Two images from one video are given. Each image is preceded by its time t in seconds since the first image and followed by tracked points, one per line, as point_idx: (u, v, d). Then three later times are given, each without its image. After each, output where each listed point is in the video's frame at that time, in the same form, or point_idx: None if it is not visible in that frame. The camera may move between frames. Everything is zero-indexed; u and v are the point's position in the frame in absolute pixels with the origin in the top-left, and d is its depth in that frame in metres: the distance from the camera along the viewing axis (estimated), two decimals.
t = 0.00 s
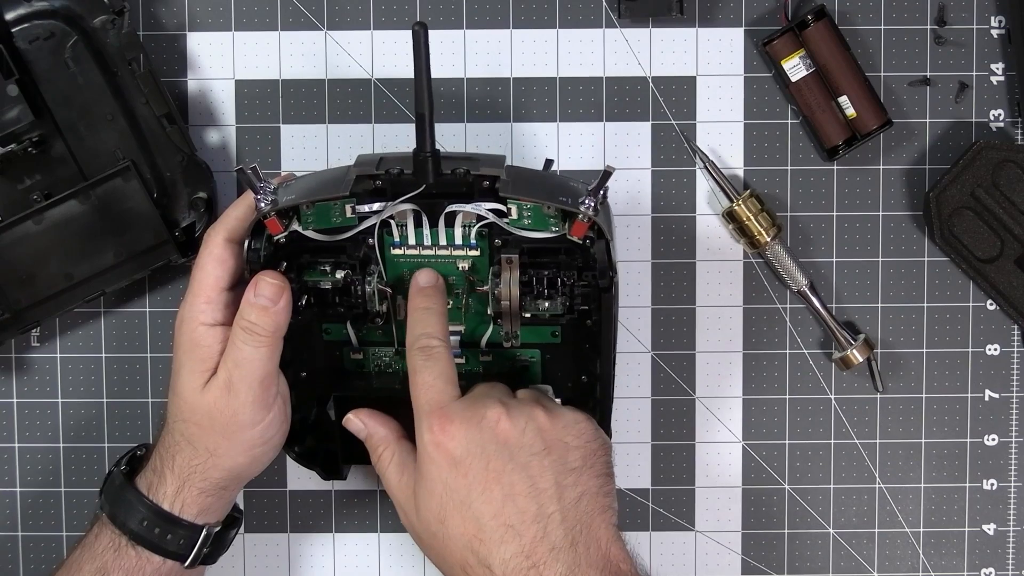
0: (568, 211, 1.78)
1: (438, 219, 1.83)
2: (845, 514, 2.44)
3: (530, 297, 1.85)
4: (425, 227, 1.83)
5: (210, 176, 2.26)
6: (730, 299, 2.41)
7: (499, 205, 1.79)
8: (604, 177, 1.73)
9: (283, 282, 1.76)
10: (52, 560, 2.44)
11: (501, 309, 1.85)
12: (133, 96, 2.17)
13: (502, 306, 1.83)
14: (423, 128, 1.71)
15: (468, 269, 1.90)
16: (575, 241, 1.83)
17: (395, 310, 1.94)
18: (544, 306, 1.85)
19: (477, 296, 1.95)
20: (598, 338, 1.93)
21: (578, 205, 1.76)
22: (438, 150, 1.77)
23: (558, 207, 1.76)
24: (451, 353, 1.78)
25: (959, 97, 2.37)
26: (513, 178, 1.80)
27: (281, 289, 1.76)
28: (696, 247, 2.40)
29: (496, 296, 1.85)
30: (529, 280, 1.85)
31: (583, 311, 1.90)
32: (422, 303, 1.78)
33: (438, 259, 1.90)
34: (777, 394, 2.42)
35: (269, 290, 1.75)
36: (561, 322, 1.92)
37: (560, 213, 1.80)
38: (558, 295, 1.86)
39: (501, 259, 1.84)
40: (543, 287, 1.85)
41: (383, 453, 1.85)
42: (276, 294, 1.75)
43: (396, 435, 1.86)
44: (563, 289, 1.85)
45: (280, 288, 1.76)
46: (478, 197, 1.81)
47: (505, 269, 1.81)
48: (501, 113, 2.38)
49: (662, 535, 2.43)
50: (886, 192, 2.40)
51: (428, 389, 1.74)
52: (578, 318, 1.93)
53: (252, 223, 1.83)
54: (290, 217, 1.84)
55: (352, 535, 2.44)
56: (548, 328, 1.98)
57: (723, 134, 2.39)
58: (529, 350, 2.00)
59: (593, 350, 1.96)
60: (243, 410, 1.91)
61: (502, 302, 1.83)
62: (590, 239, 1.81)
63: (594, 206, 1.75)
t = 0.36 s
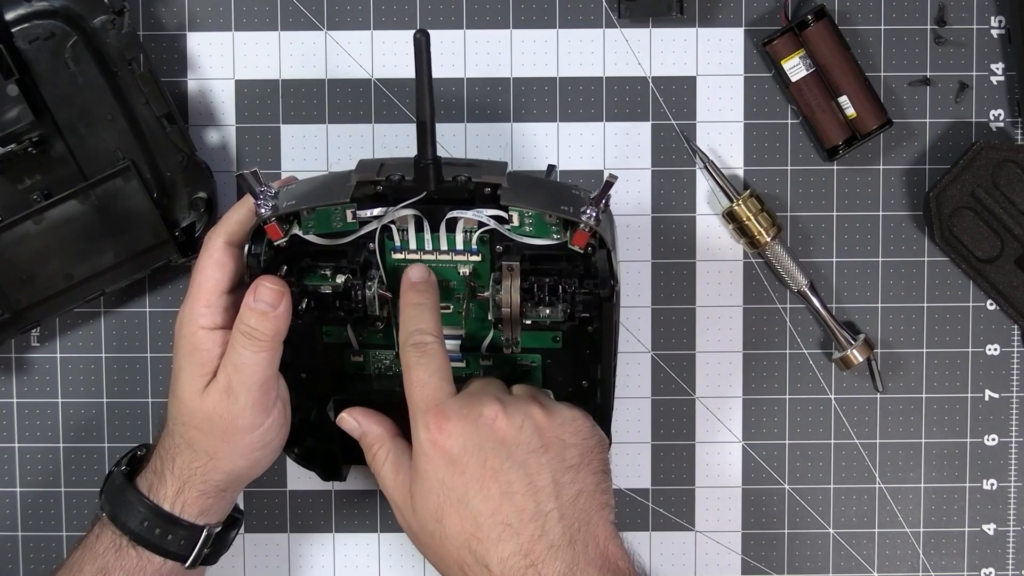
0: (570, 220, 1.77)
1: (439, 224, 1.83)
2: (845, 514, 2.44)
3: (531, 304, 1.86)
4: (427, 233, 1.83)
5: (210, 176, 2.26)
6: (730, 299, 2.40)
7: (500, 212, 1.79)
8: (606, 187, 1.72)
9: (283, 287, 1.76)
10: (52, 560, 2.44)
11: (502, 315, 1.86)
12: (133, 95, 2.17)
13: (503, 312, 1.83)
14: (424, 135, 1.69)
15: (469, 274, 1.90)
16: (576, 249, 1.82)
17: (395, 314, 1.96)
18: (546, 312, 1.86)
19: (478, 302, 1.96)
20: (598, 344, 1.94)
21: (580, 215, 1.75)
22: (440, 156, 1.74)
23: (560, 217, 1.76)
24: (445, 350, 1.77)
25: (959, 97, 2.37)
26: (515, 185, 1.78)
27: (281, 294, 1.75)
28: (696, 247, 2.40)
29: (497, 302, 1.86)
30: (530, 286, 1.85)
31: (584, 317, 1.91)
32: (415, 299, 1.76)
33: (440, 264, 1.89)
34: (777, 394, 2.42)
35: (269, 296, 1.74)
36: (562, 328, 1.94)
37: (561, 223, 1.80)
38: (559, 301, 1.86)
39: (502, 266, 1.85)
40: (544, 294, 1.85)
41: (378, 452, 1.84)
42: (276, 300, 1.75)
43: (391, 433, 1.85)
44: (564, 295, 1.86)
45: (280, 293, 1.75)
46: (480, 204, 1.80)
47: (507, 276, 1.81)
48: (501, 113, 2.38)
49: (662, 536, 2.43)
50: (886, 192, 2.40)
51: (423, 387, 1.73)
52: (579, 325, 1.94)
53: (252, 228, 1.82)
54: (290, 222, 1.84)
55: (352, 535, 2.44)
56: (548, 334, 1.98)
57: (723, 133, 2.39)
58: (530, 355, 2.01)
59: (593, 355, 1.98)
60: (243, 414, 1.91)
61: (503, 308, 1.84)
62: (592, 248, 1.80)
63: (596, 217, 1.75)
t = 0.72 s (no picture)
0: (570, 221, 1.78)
1: (439, 224, 1.83)
2: (845, 514, 2.43)
3: (531, 304, 1.85)
4: (427, 233, 1.84)
5: (209, 176, 2.27)
6: (730, 299, 2.40)
7: (500, 212, 1.80)
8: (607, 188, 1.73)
9: (283, 288, 1.76)
10: (51, 560, 2.44)
11: (502, 316, 1.84)
12: (133, 95, 2.17)
13: (503, 313, 1.82)
14: (425, 136, 1.69)
15: (469, 274, 1.90)
16: (576, 250, 1.83)
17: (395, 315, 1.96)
18: (546, 313, 1.85)
19: (478, 302, 1.96)
20: (598, 343, 1.95)
21: (581, 216, 1.75)
22: (440, 157, 1.74)
23: (561, 218, 1.75)
24: (433, 348, 1.78)
25: (959, 97, 2.37)
26: (516, 185, 1.78)
27: (281, 295, 1.75)
28: (696, 247, 2.40)
29: (497, 303, 1.85)
30: (530, 287, 1.84)
31: (584, 318, 1.92)
32: (403, 298, 1.76)
33: (440, 265, 1.89)
34: (777, 394, 2.42)
35: (268, 296, 1.74)
36: (562, 329, 1.94)
37: (562, 224, 1.80)
38: (559, 302, 1.85)
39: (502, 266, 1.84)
40: (544, 295, 1.84)
41: (367, 452, 1.84)
42: (275, 300, 1.75)
43: (380, 432, 1.85)
44: (564, 296, 1.85)
45: (280, 294, 1.75)
46: (480, 205, 1.81)
47: (507, 277, 1.81)
48: (501, 113, 2.38)
49: (662, 536, 2.43)
50: (886, 192, 2.40)
51: (410, 386, 1.74)
52: (579, 325, 1.94)
53: (252, 228, 1.82)
54: (290, 222, 1.84)
55: (352, 535, 2.44)
56: (548, 335, 1.98)
57: (723, 133, 2.39)
58: (530, 355, 2.01)
59: (593, 355, 1.98)
60: (243, 414, 1.91)
61: (503, 309, 1.83)
62: (592, 250, 1.81)
63: (596, 217, 1.75)
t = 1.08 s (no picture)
0: (571, 221, 1.78)
1: (439, 225, 1.84)
2: (845, 514, 2.44)
3: (531, 304, 1.84)
4: (427, 233, 1.84)
5: (210, 176, 2.27)
6: (730, 299, 2.41)
7: (501, 212, 1.80)
8: (607, 187, 1.73)
9: (284, 287, 1.76)
10: (51, 560, 2.44)
11: (503, 316, 1.84)
12: (134, 95, 2.17)
13: (504, 313, 1.82)
14: (425, 135, 1.69)
15: (469, 274, 1.90)
16: (577, 250, 1.83)
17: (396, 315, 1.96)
18: (546, 313, 1.85)
19: (478, 302, 1.96)
20: (599, 343, 1.95)
21: (581, 216, 1.75)
22: (441, 157, 1.74)
23: (561, 218, 1.75)
24: (437, 345, 1.78)
25: (959, 97, 2.37)
26: (516, 186, 1.78)
27: (282, 295, 1.75)
28: (696, 247, 2.40)
29: (498, 303, 1.85)
30: (530, 287, 1.84)
31: (584, 318, 1.91)
32: (407, 295, 1.78)
33: (440, 265, 1.89)
34: (777, 393, 2.42)
35: (268, 296, 1.74)
36: (562, 329, 1.94)
37: (562, 223, 1.81)
38: (560, 302, 1.84)
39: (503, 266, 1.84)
40: (544, 295, 1.84)
41: (371, 449, 1.84)
42: (276, 300, 1.75)
43: (384, 428, 1.86)
44: (564, 296, 1.84)
45: (281, 294, 1.75)
46: (480, 205, 1.81)
47: (508, 277, 1.80)
48: (501, 113, 2.38)
49: (662, 536, 2.43)
50: (886, 192, 2.40)
51: (414, 382, 1.73)
52: (579, 325, 1.94)
53: (253, 228, 1.82)
54: (291, 222, 1.84)
55: (352, 535, 2.44)
56: (548, 335, 1.98)
57: (723, 134, 2.39)
58: (530, 355, 2.01)
59: (593, 355, 1.98)
60: (243, 414, 1.91)
61: (503, 309, 1.83)
62: (592, 249, 1.82)
63: (596, 217, 1.75)
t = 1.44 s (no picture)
0: (571, 219, 1.78)
1: (440, 224, 1.83)
2: (845, 514, 2.43)
3: (532, 303, 1.84)
4: (427, 232, 1.84)
5: (210, 176, 2.27)
6: (730, 299, 2.40)
7: (501, 211, 1.80)
8: (607, 185, 1.74)
9: (285, 287, 1.76)
10: (52, 560, 2.44)
11: (503, 315, 1.85)
12: (133, 95, 2.17)
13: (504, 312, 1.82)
14: (425, 134, 1.69)
15: (469, 273, 1.90)
16: (577, 248, 1.84)
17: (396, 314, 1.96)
18: (546, 312, 1.84)
19: (478, 301, 1.97)
20: (599, 342, 1.95)
21: (581, 214, 1.76)
22: (441, 155, 1.75)
23: (561, 216, 1.76)
24: (440, 341, 1.78)
25: (959, 97, 2.37)
26: (516, 184, 1.79)
27: (283, 294, 1.75)
28: (696, 247, 2.40)
29: (498, 301, 1.85)
30: (530, 286, 1.84)
31: (584, 317, 1.91)
32: (409, 291, 1.77)
33: (440, 264, 1.90)
34: (777, 393, 2.42)
35: (269, 296, 1.74)
36: (563, 327, 1.94)
37: (562, 222, 1.81)
38: (560, 301, 1.84)
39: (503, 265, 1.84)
40: (544, 294, 1.84)
41: (372, 445, 1.84)
42: (277, 300, 1.75)
43: (385, 425, 1.85)
44: (564, 295, 1.84)
45: (282, 293, 1.75)
46: (481, 203, 1.81)
47: (508, 275, 1.81)
48: (501, 113, 2.38)
49: (662, 536, 2.43)
50: (886, 192, 2.40)
51: (417, 378, 1.73)
52: (579, 324, 1.94)
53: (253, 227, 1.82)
54: (291, 221, 1.84)
55: (352, 535, 2.44)
56: (548, 334, 1.98)
57: (723, 134, 2.39)
58: (530, 354, 2.01)
59: (593, 353, 1.98)
60: (244, 414, 1.91)
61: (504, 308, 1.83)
62: (592, 247, 1.82)
63: (596, 215, 1.75)
